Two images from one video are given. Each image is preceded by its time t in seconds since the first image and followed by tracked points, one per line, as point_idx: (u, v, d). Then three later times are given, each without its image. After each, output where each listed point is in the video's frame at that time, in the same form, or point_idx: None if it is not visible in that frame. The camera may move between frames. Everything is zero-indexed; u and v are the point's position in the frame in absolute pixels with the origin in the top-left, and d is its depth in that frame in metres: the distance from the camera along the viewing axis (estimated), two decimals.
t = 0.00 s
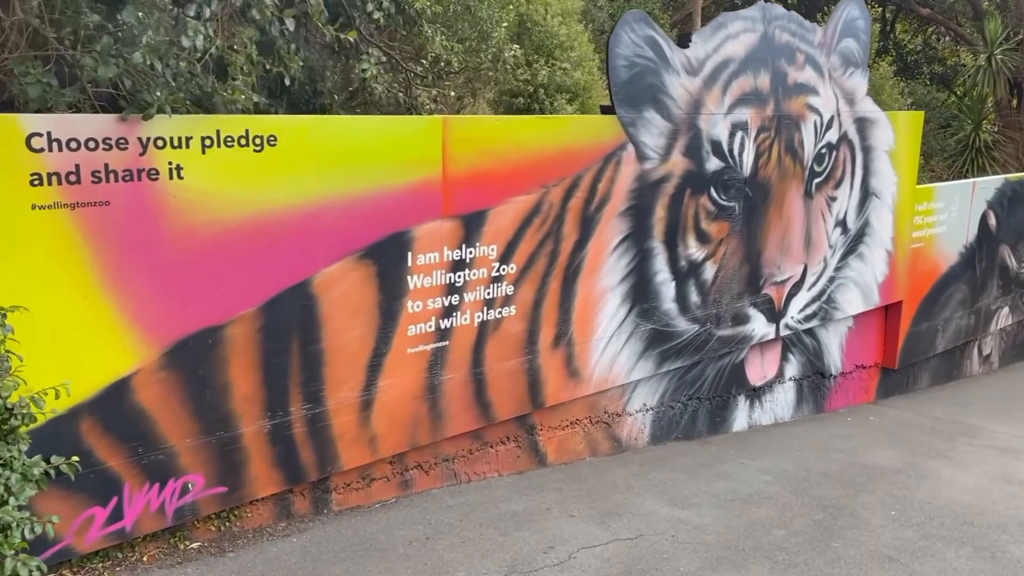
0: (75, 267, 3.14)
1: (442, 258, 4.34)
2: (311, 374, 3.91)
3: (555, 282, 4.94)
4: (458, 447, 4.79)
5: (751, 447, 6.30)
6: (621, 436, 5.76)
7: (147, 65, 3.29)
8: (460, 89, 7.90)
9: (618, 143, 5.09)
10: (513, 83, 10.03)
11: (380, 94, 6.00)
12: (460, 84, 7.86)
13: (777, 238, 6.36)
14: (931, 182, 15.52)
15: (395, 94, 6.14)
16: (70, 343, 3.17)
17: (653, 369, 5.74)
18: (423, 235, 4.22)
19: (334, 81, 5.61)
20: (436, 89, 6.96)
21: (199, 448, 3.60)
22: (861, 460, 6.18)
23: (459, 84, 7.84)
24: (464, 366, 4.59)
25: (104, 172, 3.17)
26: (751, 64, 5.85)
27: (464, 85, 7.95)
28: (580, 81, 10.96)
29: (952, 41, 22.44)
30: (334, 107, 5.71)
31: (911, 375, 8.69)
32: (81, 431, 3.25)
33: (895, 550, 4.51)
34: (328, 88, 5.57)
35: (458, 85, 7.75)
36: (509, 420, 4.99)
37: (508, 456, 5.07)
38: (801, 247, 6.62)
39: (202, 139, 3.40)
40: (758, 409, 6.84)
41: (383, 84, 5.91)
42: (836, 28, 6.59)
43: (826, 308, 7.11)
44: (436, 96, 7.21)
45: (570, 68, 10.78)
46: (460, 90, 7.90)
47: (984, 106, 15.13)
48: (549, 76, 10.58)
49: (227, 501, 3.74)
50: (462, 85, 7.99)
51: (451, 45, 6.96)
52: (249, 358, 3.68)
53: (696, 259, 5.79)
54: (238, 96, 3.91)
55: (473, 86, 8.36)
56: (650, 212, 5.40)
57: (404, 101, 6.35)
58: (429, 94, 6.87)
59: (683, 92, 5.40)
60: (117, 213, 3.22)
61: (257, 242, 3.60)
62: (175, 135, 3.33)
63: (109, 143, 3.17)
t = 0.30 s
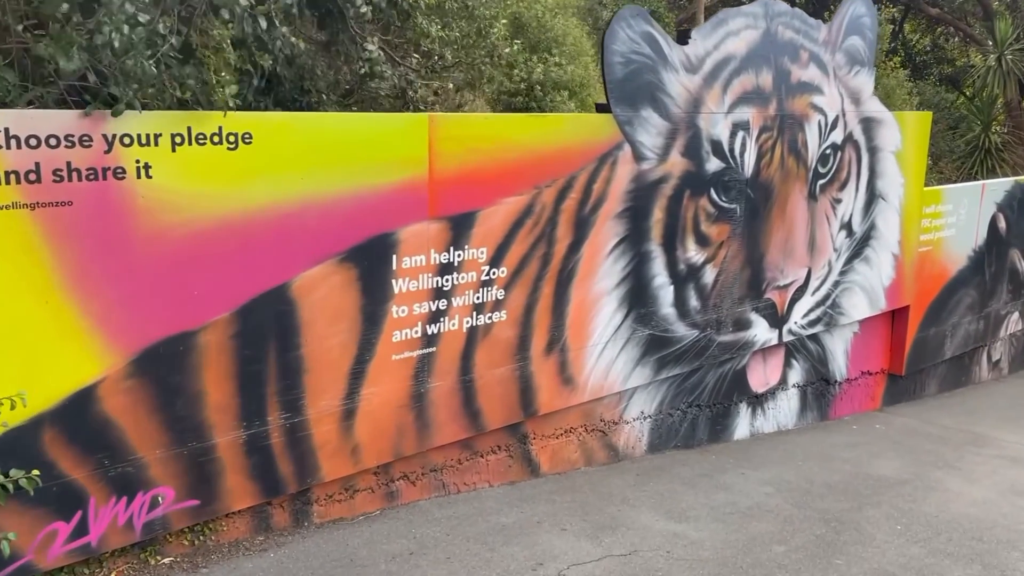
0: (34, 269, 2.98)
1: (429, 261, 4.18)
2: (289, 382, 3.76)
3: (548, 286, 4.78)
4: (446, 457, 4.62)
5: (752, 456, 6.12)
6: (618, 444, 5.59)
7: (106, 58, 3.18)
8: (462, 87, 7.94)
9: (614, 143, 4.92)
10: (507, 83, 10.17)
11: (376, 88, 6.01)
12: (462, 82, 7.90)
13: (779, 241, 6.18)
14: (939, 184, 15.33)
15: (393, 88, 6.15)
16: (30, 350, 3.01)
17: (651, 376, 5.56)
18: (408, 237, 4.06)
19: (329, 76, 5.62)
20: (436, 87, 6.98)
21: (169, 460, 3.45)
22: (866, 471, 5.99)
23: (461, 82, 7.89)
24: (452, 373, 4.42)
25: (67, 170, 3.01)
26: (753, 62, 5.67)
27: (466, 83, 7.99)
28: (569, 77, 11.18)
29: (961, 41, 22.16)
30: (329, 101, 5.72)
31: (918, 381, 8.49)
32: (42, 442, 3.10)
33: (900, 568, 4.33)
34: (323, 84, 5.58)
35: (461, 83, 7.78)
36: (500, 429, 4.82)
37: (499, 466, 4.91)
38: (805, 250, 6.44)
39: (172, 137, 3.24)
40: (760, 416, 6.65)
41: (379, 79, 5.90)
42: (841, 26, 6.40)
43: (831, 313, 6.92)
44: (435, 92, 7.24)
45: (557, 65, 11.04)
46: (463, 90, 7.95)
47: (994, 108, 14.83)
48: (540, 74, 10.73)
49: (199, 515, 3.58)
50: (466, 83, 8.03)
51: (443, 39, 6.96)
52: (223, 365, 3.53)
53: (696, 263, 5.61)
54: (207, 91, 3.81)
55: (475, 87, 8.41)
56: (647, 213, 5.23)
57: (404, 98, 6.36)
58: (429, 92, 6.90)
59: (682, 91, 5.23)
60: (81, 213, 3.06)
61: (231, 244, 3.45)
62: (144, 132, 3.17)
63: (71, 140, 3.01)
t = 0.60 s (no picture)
0: None
1: (411, 265, 4.02)
2: (262, 391, 3.60)
3: (536, 291, 4.62)
4: (431, 468, 4.46)
5: (751, 466, 5.94)
6: (611, 454, 5.42)
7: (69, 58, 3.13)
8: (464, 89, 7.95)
9: (606, 143, 4.76)
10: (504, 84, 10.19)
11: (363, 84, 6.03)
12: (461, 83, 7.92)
13: (779, 244, 6.00)
14: (945, 188, 15.15)
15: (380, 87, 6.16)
16: None
17: (645, 384, 5.40)
18: (388, 241, 3.90)
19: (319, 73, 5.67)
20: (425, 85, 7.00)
21: (133, 473, 3.29)
22: (868, 481, 5.81)
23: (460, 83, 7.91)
24: (436, 381, 4.26)
25: (20, 169, 2.85)
26: (751, 60, 5.51)
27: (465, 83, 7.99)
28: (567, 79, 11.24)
29: (967, 45, 22.02)
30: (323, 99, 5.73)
31: (923, 388, 8.30)
32: None
33: None
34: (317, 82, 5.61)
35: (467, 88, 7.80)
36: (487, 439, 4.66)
37: (487, 477, 4.74)
38: (806, 254, 6.26)
39: (134, 134, 3.09)
40: (759, 424, 6.48)
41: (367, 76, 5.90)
42: (842, 24, 6.23)
43: (832, 319, 6.74)
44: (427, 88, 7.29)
45: (555, 69, 11.01)
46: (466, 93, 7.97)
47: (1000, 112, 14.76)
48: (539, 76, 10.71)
49: (166, 530, 3.43)
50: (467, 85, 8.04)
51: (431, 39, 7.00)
52: (190, 373, 3.38)
53: (692, 267, 5.45)
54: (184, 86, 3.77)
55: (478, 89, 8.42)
56: (641, 216, 5.06)
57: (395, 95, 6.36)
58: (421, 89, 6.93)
59: (677, 89, 5.06)
60: (36, 214, 2.91)
61: (198, 247, 3.29)
62: (103, 129, 3.02)
63: (25, 137, 2.85)
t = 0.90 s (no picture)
0: None
1: (387, 270, 3.85)
2: (228, 402, 3.45)
3: (521, 297, 4.45)
4: (411, 481, 4.29)
5: (746, 476, 5.77)
6: (601, 465, 5.25)
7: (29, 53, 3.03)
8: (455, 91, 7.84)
9: (594, 143, 4.59)
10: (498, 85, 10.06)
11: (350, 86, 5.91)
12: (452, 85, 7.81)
13: (775, 248, 5.84)
14: (948, 190, 14.99)
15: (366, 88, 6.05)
16: None
17: (636, 392, 5.23)
18: (363, 245, 3.74)
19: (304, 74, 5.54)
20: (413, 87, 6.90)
21: (89, 488, 3.15)
22: (866, 493, 5.63)
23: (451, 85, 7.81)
24: (415, 391, 4.09)
25: None
26: (745, 58, 5.34)
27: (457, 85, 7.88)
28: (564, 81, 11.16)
29: (971, 48, 21.97)
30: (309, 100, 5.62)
31: (924, 396, 8.12)
32: None
33: None
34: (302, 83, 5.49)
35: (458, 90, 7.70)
36: (470, 450, 4.49)
37: (470, 490, 4.56)
38: (803, 259, 6.10)
39: (88, 132, 2.94)
40: (755, 433, 6.30)
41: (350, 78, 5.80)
42: (840, 22, 6.07)
43: (831, 325, 6.57)
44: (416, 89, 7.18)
45: (552, 70, 10.84)
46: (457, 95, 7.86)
47: (1004, 115, 14.81)
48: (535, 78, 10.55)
49: (126, 548, 3.28)
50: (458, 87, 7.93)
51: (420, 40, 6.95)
52: (151, 384, 3.22)
53: (684, 271, 5.28)
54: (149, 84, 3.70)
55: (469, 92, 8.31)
56: (631, 219, 4.90)
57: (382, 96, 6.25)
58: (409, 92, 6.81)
59: (669, 89, 4.90)
60: None
61: (158, 251, 3.13)
62: (54, 126, 2.86)
63: None
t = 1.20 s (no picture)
0: None
1: (359, 275, 3.69)
2: (188, 414, 3.29)
3: (502, 303, 4.29)
4: (386, 495, 4.12)
5: (737, 488, 5.61)
6: (587, 477, 5.09)
7: None
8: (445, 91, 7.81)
9: (578, 144, 4.43)
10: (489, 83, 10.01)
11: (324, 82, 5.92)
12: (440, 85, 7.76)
13: (767, 253, 5.68)
14: (947, 194, 14.87)
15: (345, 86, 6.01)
16: None
17: (623, 401, 5.07)
18: (333, 250, 3.58)
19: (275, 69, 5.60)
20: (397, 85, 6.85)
21: (38, 506, 2.99)
22: (861, 505, 5.47)
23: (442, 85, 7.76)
24: (390, 402, 3.92)
25: None
26: (735, 57, 5.19)
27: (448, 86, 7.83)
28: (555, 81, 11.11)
29: (970, 51, 21.83)
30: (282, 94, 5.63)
31: (922, 403, 7.96)
32: None
33: None
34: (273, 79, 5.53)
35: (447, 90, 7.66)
36: (449, 463, 4.32)
37: (450, 503, 4.39)
38: (796, 264, 5.94)
39: (35, 131, 2.78)
40: (748, 443, 6.14)
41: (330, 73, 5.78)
42: (834, 21, 5.92)
43: (825, 331, 6.41)
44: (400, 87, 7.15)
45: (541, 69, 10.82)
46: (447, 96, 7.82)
47: (1003, 118, 14.70)
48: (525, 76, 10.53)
49: (79, 568, 3.12)
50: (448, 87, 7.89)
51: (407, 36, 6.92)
52: (104, 396, 3.07)
53: (673, 277, 5.13)
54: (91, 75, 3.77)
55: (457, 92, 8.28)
56: (617, 223, 4.74)
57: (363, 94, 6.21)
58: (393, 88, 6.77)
59: (656, 88, 4.75)
60: None
61: (111, 256, 2.98)
62: None
63: None
